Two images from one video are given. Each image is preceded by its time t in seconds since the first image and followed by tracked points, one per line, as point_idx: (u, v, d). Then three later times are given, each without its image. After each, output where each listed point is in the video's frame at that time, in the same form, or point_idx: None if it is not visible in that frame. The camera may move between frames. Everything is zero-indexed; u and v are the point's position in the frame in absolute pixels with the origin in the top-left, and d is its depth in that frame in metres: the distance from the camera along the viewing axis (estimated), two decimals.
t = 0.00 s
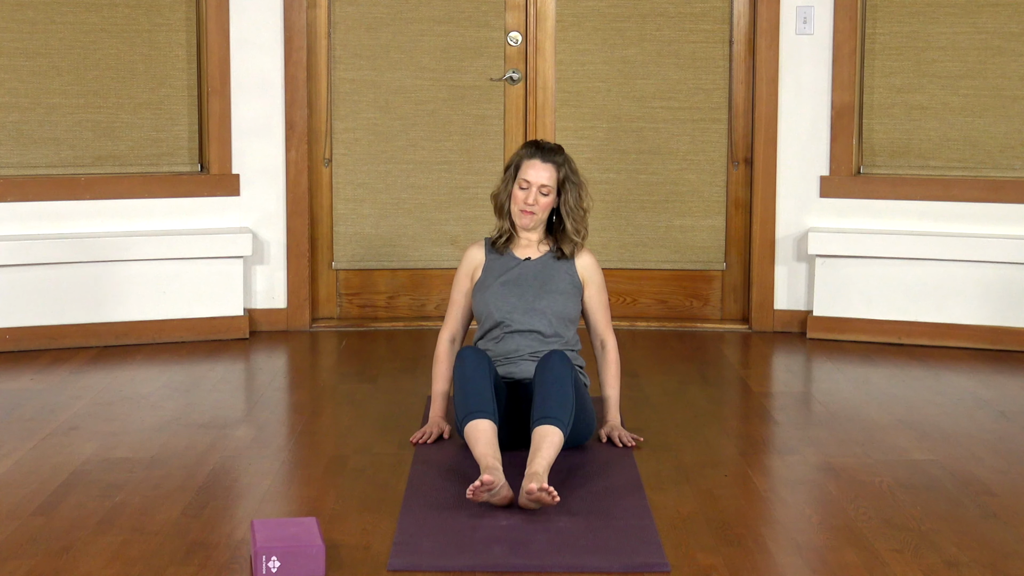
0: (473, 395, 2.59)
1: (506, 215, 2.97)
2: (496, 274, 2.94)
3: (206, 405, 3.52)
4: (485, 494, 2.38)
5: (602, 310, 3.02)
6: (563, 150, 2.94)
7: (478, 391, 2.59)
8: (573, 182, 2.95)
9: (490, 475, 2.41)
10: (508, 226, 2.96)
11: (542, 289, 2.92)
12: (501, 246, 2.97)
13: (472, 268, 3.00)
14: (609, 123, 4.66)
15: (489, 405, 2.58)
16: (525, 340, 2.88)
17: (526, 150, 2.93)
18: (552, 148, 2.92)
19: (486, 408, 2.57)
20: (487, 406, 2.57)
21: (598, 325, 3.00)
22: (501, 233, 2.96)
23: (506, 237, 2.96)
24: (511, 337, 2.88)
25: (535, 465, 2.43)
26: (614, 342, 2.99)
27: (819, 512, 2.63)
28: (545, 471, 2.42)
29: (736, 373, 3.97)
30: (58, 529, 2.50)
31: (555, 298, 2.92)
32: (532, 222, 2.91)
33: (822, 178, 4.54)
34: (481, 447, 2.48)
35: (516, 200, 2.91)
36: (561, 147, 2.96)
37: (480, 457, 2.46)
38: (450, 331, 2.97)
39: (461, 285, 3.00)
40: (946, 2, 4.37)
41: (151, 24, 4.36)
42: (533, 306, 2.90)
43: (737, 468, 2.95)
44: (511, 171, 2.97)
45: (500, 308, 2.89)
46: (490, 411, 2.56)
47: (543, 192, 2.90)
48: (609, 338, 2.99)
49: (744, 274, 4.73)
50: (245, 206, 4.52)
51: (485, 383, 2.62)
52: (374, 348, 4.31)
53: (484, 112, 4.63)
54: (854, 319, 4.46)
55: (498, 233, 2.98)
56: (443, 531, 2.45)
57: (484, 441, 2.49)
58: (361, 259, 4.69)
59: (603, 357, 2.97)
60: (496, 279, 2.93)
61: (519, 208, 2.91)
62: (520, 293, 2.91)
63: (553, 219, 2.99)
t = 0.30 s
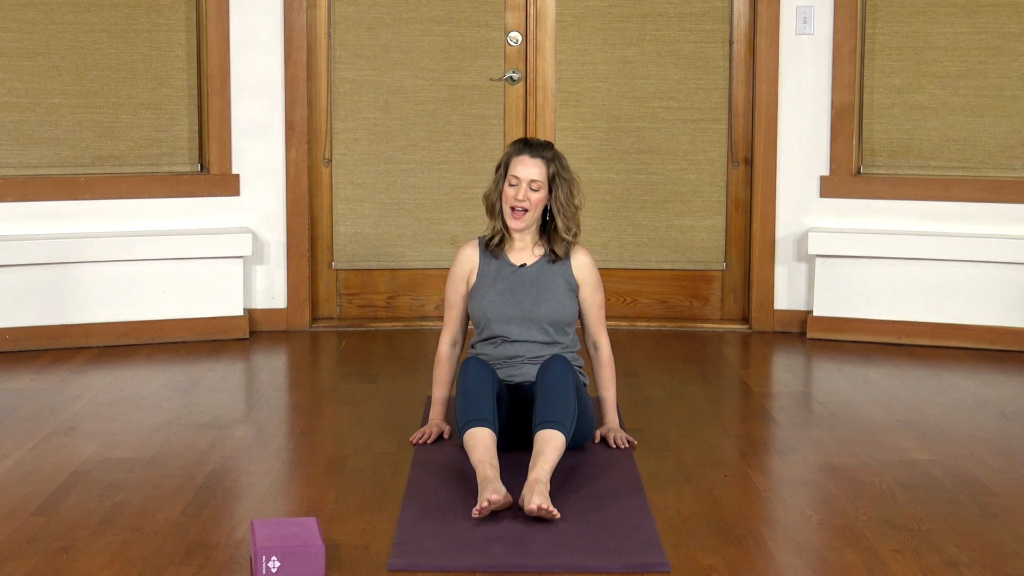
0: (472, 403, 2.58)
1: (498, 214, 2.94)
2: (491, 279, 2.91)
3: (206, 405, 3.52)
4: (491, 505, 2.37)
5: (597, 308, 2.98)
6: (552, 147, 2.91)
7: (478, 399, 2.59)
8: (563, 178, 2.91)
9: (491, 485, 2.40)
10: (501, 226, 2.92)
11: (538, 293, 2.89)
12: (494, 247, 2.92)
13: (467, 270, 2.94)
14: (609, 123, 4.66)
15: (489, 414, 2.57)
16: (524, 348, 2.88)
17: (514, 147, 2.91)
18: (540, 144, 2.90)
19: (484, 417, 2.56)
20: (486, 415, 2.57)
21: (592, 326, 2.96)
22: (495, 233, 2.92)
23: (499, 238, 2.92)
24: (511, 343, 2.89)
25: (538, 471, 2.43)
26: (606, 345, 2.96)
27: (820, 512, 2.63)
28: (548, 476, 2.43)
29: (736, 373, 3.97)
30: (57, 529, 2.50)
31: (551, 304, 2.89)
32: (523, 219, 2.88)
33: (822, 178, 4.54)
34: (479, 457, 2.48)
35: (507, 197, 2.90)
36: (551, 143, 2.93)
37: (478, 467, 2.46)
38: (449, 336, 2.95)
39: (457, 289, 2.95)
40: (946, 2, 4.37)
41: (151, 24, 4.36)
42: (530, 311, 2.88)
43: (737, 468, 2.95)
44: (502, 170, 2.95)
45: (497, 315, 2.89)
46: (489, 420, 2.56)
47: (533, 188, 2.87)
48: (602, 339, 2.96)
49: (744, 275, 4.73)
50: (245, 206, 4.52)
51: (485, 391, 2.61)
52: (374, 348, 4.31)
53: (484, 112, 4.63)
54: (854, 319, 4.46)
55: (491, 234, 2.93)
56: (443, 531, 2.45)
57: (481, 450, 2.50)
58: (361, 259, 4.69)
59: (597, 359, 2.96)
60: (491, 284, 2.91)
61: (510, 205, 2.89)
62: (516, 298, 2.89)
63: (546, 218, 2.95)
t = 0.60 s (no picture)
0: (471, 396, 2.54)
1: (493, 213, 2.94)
2: (490, 282, 2.91)
3: (206, 405, 3.52)
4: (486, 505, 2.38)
5: (595, 312, 2.96)
6: (544, 143, 2.91)
7: (477, 391, 2.55)
8: (556, 175, 2.89)
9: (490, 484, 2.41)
10: (496, 226, 2.90)
11: (537, 295, 2.89)
12: (491, 246, 2.91)
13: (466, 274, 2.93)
14: (609, 123, 4.66)
15: (488, 406, 2.54)
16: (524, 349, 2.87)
17: (506, 145, 2.91)
18: (531, 140, 2.90)
19: (484, 410, 2.53)
20: (485, 407, 2.53)
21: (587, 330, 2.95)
22: (490, 234, 2.91)
23: (496, 238, 2.90)
24: (509, 345, 2.88)
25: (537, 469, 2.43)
26: (602, 348, 2.97)
27: (819, 512, 2.63)
28: (546, 473, 2.42)
29: (736, 373, 3.97)
30: (57, 529, 2.50)
31: (551, 305, 2.88)
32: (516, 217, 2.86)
33: (822, 178, 4.54)
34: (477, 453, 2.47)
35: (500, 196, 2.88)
36: (544, 141, 2.93)
37: (474, 462, 2.46)
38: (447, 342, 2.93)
39: (456, 292, 2.94)
40: (946, 2, 4.37)
41: (151, 24, 4.36)
42: (528, 313, 2.87)
43: (737, 468, 2.95)
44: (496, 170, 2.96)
45: (497, 317, 2.88)
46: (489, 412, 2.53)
47: (525, 184, 2.85)
48: (596, 343, 2.96)
49: (744, 275, 4.73)
50: (246, 206, 4.52)
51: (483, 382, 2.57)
52: (374, 348, 4.31)
53: (484, 112, 4.63)
54: (854, 319, 4.46)
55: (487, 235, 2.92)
56: (443, 531, 2.45)
57: (480, 446, 2.48)
58: (361, 259, 4.69)
59: (592, 364, 2.96)
60: (490, 287, 2.90)
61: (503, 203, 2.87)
62: (515, 300, 2.88)
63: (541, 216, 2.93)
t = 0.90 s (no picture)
0: (472, 387, 2.45)
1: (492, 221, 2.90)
2: (489, 277, 2.86)
3: (206, 405, 3.52)
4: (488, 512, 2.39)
5: (595, 313, 2.93)
6: (539, 151, 2.85)
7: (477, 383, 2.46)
8: (553, 182, 2.84)
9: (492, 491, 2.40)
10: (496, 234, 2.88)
11: (537, 290, 2.84)
12: (493, 251, 2.88)
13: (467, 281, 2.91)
14: (609, 124, 4.66)
15: (490, 397, 2.46)
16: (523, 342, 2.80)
17: (500, 156, 2.85)
18: (525, 150, 2.83)
19: (486, 403, 2.45)
20: (488, 400, 2.45)
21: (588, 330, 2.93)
22: (490, 241, 2.88)
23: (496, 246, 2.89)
24: (507, 338, 2.81)
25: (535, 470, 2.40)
26: (602, 349, 2.95)
27: (819, 512, 2.63)
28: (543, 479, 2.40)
29: (736, 373, 3.97)
30: (58, 529, 2.50)
31: (551, 300, 2.83)
32: (515, 229, 2.83)
33: (822, 178, 4.54)
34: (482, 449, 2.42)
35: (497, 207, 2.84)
36: (538, 147, 2.87)
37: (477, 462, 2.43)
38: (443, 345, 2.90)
39: (455, 292, 2.91)
40: (946, 2, 4.37)
41: (151, 24, 4.36)
42: (529, 305, 2.81)
43: (737, 468, 2.95)
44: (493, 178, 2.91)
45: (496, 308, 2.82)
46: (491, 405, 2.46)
47: (522, 196, 2.81)
48: (597, 344, 2.94)
49: (744, 275, 4.73)
50: (246, 206, 4.52)
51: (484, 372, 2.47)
52: (374, 348, 4.31)
53: (484, 112, 4.63)
54: (854, 319, 4.46)
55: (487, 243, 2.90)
56: (443, 531, 2.45)
57: (485, 443, 2.43)
58: (361, 259, 4.69)
59: (594, 364, 2.95)
60: (489, 281, 2.85)
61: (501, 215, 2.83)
62: (515, 294, 2.83)
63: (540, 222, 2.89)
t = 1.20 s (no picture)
0: (481, 386, 2.41)
1: (491, 229, 2.84)
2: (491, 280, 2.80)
3: (207, 405, 3.52)
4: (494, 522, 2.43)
5: (598, 318, 2.86)
6: (536, 158, 2.79)
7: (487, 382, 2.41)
8: (551, 189, 2.79)
9: (496, 501, 2.42)
10: (496, 243, 2.82)
11: (539, 294, 2.77)
12: (494, 259, 2.82)
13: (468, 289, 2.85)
14: (609, 123, 4.66)
15: (501, 398, 2.42)
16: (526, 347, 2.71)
17: (497, 165, 2.80)
18: (523, 157, 2.78)
19: (497, 404, 2.41)
20: (498, 399, 2.41)
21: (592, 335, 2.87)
22: (491, 249, 2.83)
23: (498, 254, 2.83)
24: (509, 342, 2.72)
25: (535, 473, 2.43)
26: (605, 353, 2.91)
27: (819, 512, 2.63)
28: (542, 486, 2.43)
29: (737, 373, 3.97)
30: (58, 529, 2.50)
31: (554, 303, 2.75)
32: (515, 237, 2.76)
33: (822, 178, 4.54)
34: (488, 455, 2.41)
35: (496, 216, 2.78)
36: (535, 154, 2.80)
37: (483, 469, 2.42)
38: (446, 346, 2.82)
39: (455, 297, 2.84)
40: (946, 2, 4.37)
41: (151, 24, 4.36)
42: (532, 309, 2.73)
43: (737, 468, 2.95)
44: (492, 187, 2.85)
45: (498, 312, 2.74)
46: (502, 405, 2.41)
47: (521, 204, 2.75)
48: (601, 348, 2.89)
49: (744, 274, 4.73)
50: (246, 206, 4.52)
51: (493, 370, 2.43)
52: (374, 348, 4.31)
53: (484, 112, 4.63)
54: (854, 319, 4.46)
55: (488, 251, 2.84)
56: (444, 531, 2.45)
57: (493, 448, 2.42)
58: (361, 259, 4.69)
59: (596, 366, 2.92)
60: (491, 285, 2.79)
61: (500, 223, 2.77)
62: (518, 297, 2.76)
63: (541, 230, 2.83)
